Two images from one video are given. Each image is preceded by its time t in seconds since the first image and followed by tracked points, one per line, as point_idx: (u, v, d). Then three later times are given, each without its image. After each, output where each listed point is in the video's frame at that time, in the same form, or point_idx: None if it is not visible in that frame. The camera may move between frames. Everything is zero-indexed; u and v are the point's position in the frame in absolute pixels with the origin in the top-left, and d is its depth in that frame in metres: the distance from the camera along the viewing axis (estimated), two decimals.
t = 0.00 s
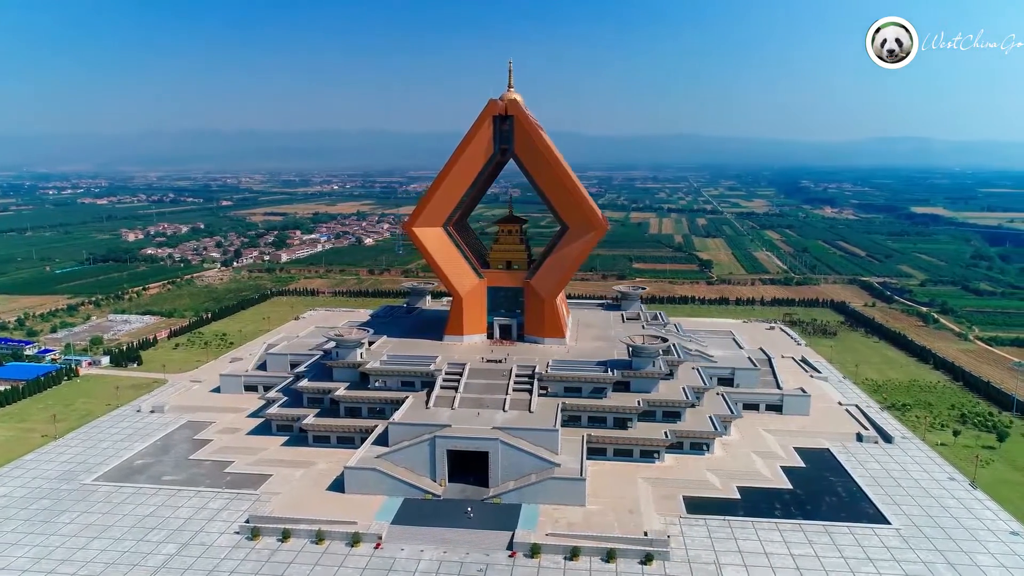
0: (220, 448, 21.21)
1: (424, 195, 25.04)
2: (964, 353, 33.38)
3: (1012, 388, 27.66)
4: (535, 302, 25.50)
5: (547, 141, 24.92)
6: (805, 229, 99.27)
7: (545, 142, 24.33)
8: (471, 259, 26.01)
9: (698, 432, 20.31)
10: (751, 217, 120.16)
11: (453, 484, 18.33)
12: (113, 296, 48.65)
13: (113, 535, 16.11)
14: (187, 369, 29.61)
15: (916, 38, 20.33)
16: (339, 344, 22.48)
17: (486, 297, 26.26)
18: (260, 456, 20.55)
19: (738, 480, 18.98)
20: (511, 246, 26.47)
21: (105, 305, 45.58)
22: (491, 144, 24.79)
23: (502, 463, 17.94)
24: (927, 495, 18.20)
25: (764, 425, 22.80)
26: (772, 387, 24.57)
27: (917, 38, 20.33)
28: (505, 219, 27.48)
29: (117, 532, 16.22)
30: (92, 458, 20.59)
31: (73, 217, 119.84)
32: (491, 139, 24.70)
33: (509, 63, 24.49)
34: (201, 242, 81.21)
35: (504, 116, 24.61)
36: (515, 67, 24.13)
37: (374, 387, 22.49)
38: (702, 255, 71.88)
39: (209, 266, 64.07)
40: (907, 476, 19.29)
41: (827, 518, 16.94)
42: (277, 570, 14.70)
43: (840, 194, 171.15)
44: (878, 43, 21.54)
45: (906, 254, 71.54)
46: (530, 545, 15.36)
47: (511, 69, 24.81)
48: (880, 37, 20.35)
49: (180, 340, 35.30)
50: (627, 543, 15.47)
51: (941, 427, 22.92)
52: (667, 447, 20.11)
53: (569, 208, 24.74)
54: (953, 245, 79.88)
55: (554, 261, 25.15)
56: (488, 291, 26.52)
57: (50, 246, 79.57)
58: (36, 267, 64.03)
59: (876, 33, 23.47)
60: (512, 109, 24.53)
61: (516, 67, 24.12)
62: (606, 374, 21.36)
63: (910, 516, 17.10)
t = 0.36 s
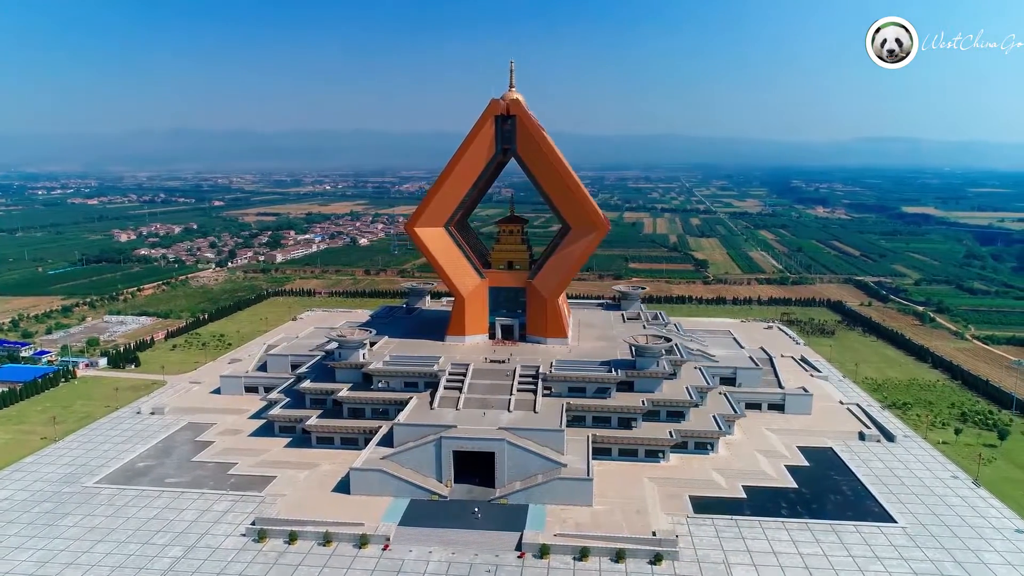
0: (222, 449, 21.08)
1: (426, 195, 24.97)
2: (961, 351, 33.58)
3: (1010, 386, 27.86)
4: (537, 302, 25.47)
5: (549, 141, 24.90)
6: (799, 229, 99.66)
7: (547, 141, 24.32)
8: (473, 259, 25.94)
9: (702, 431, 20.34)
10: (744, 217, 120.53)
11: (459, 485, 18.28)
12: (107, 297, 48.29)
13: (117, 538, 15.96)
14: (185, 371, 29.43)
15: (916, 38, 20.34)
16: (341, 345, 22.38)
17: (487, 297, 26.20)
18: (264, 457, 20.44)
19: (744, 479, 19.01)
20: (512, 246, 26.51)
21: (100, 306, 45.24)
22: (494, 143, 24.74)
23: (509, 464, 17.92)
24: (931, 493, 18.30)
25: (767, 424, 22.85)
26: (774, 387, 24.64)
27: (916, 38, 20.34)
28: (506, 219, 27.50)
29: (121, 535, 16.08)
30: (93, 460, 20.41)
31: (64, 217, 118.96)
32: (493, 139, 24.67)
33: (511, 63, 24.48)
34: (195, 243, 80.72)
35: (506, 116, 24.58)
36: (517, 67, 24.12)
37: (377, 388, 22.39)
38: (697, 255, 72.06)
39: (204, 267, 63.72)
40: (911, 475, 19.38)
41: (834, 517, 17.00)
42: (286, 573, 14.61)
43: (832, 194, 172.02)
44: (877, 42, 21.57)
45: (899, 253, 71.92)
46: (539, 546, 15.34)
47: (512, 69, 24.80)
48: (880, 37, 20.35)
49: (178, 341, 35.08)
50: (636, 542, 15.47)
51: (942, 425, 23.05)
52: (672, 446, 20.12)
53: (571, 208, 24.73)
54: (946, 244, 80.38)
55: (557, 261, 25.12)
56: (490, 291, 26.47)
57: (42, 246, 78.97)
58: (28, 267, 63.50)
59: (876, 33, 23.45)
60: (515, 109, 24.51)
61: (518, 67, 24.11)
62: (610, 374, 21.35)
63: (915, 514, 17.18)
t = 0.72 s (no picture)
0: (226, 451, 20.94)
1: (428, 195, 24.87)
2: (959, 350, 33.75)
3: (1010, 385, 27.98)
4: (540, 302, 25.41)
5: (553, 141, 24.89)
6: (793, 229, 100.01)
7: (551, 141, 24.29)
8: (476, 259, 25.88)
9: (708, 431, 20.36)
10: (738, 217, 120.69)
11: (467, 486, 18.23)
12: (103, 298, 47.95)
13: (124, 542, 15.82)
14: (185, 372, 29.24)
15: (914, 39, 20.26)
16: (345, 346, 22.27)
17: (490, 297, 26.13)
18: (269, 459, 20.32)
19: (751, 478, 19.04)
20: (516, 246, 26.80)
21: (96, 307, 44.91)
22: (497, 143, 24.69)
23: (517, 464, 17.89)
24: (937, 491, 18.38)
25: (771, 424, 22.91)
26: (777, 386, 24.71)
27: (915, 39, 20.25)
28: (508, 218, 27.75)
29: (128, 538, 15.94)
30: (95, 463, 20.24)
31: (56, 218, 118.18)
32: (496, 139, 24.62)
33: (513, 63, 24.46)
34: (189, 243, 80.41)
35: (509, 115, 24.53)
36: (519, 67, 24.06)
37: (381, 388, 22.29)
38: (693, 255, 72.19)
39: (199, 267, 63.38)
40: (917, 473, 19.46)
41: (842, 516, 17.04)
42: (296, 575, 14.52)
43: (825, 194, 172.84)
44: (877, 43, 21.47)
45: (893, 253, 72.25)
46: (550, 547, 15.31)
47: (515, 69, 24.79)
48: (880, 37, 20.23)
49: (177, 342, 34.86)
50: (647, 542, 15.46)
51: (944, 424, 23.16)
52: (678, 446, 20.14)
53: (575, 208, 24.72)
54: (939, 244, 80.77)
55: (560, 261, 25.10)
56: (494, 291, 26.41)
57: (35, 247, 78.40)
58: (21, 268, 63.00)
59: (876, 33, 23.34)
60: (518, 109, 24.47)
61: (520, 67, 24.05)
62: (615, 374, 21.36)
63: (923, 512, 17.23)
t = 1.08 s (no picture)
0: (230, 453, 20.81)
1: (431, 195, 24.80)
2: (957, 349, 33.96)
3: (1009, 383, 28.16)
4: (543, 302, 25.35)
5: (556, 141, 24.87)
6: (787, 228, 100.46)
7: (554, 141, 24.28)
8: (478, 260, 25.81)
9: (713, 430, 20.39)
10: (732, 217, 120.86)
11: (474, 487, 18.18)
12: (97, 300, 47.55)
13: (130, 545, 15.67)
14: (185, 374, 29.05)
15: (914, 39, 20.00)
16: (348, 347, 22.15)
17: (493, 298, 26.08)
18: (274, 460, 20.21)
19: (757, 478, 19.08)
20: (518, 246, 26.88)
21: (91, 308, 44.53)
22: (500, 144, 24.67)
23: (525, 465, 17.85)
24: (943, 490, 18.47)
25: (775, 423, 22.96)
26: (780, 386, 24.78)
27: (915, 39, 19.98)
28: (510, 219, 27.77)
29: (134, 542, 15.79)
30: (98, 466, 20.05)
31: (46, 218, 117.19)
32: (500, 140, 24.60)
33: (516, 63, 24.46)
34: (183, 244, 80.00)
35: (513, 116, 24.53)
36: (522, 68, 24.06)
37: (385, 390, 22.19)
38: (689, 255, 72.36)
39: (194, 268, 63.08)
40: (921, 472, 19.56)
41: (849, 515, 17.10)
42: None
43: (817, 194, 173.69)
44: (874, 44, 21.20)
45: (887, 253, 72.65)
46: (561, 548, 15.28)
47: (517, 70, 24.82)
48: (878, 38, 19.89)
49: (174, 344, 34.62)
50: (657, 543, 15.46)
51: (946, 423, 23.28)
52: (684, 446, 20.15)
53: (578, 209, 24.68)
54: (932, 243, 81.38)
55: (563, 261, 25.06)
56: (496, 291, 26.37)
57: (26, 249, 77.71)
58: (13, 270, 62.43)
59: (876, 33, 22.89)
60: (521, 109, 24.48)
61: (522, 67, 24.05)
62: (620, 374, 21.34)
63: (929, 511, 17.30)
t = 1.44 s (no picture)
0: (232, 455, 20.66)
1: (433, 195, 24.71)
2: (953, 348, 34.16)
3: (1006, 382, 28.34)
4: (545, 302, 25.33)
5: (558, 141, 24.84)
6: (780, 228, 100.92)
7: (556, 141, 24.26)
8: (480, 260, 25.75)
9: (718, 430, 20.42)
10: (724, 217, 120.87)
11: (481, 488, 18.14)
12: (90, 301, 47.12)
13: (136, 548, 15.52)
14: (184, 375, 28.84)
15: (914, 39, 19.78)
16: (351, 348, 22.03)
17: (494, 298, 26.03)
18: (277, 462, 20.08)
19: (762, 476, 19.13)
20: (520, 246, 26.84)
21: (85, 310, 44.13)
22: (502, 144, 24.62)
23: (532, 465, 17.82)
24: (946, 488, 18.58)
25: (778, 422, 23.04)
26: (781, 385, 24.87)
27: (915, 39, 19.74)
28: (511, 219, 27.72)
29: (140, 545, 15.63)
30: (99, 469, 19.85)
31: (36, 219, 116.12)
32: (501, 139, 24.55)
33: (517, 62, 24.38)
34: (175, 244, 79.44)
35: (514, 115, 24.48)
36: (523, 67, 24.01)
37: (388, 391, 22.09)
38: (683, 255, 72.48)
39: (188, 269, 62.71)
40: (925, 470, 19.67)
41: (855, 513, 17.16)
42: None
43: (808, 194, 174.60)
44: (873, 44, 20.90)
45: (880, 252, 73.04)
46: (570, 548, 15.27)
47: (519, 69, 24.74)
48: (878, 37, 19.43)
49: (171, 345, 34.34)
50: (667, 543, 15.46)
51: (947, 421, 23.42)
52: (689, 445, 20.17)
53: (580, 209, 24.68)
54: (924, 242, 81.87)
55: (565, 260, 25.03)
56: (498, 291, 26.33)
57: (16, 249, 76.97)
58: (4, 271, 61.78)
59: (875, 34, 22.20)
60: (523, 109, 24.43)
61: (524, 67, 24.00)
62: (624, 374, 21.34)
63: (934, 509, 17.39)
